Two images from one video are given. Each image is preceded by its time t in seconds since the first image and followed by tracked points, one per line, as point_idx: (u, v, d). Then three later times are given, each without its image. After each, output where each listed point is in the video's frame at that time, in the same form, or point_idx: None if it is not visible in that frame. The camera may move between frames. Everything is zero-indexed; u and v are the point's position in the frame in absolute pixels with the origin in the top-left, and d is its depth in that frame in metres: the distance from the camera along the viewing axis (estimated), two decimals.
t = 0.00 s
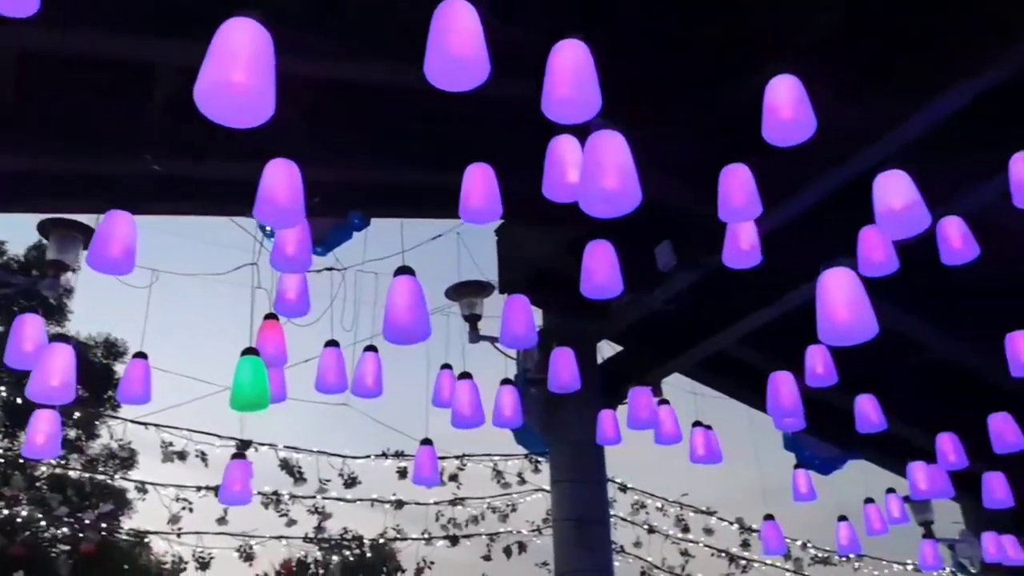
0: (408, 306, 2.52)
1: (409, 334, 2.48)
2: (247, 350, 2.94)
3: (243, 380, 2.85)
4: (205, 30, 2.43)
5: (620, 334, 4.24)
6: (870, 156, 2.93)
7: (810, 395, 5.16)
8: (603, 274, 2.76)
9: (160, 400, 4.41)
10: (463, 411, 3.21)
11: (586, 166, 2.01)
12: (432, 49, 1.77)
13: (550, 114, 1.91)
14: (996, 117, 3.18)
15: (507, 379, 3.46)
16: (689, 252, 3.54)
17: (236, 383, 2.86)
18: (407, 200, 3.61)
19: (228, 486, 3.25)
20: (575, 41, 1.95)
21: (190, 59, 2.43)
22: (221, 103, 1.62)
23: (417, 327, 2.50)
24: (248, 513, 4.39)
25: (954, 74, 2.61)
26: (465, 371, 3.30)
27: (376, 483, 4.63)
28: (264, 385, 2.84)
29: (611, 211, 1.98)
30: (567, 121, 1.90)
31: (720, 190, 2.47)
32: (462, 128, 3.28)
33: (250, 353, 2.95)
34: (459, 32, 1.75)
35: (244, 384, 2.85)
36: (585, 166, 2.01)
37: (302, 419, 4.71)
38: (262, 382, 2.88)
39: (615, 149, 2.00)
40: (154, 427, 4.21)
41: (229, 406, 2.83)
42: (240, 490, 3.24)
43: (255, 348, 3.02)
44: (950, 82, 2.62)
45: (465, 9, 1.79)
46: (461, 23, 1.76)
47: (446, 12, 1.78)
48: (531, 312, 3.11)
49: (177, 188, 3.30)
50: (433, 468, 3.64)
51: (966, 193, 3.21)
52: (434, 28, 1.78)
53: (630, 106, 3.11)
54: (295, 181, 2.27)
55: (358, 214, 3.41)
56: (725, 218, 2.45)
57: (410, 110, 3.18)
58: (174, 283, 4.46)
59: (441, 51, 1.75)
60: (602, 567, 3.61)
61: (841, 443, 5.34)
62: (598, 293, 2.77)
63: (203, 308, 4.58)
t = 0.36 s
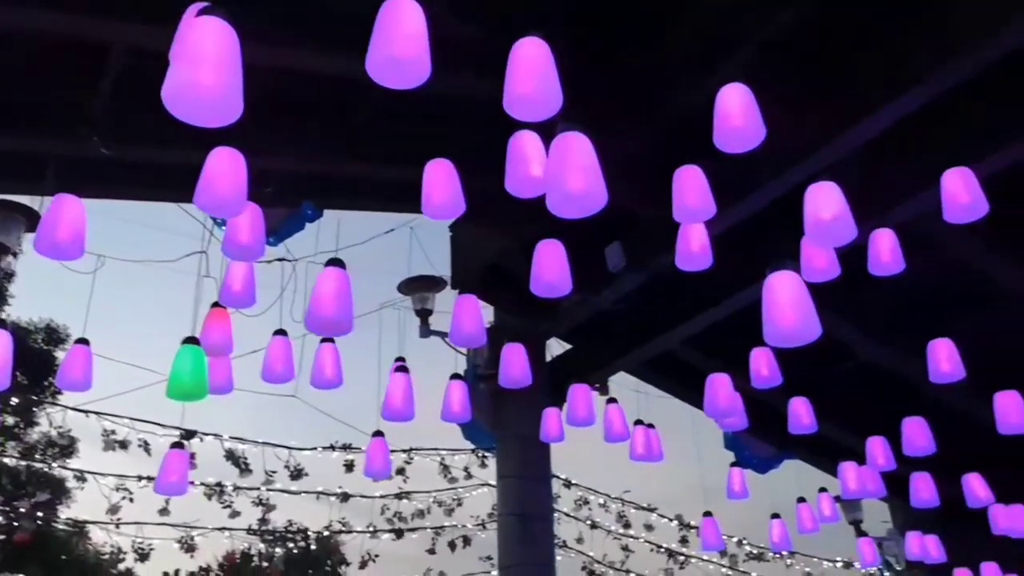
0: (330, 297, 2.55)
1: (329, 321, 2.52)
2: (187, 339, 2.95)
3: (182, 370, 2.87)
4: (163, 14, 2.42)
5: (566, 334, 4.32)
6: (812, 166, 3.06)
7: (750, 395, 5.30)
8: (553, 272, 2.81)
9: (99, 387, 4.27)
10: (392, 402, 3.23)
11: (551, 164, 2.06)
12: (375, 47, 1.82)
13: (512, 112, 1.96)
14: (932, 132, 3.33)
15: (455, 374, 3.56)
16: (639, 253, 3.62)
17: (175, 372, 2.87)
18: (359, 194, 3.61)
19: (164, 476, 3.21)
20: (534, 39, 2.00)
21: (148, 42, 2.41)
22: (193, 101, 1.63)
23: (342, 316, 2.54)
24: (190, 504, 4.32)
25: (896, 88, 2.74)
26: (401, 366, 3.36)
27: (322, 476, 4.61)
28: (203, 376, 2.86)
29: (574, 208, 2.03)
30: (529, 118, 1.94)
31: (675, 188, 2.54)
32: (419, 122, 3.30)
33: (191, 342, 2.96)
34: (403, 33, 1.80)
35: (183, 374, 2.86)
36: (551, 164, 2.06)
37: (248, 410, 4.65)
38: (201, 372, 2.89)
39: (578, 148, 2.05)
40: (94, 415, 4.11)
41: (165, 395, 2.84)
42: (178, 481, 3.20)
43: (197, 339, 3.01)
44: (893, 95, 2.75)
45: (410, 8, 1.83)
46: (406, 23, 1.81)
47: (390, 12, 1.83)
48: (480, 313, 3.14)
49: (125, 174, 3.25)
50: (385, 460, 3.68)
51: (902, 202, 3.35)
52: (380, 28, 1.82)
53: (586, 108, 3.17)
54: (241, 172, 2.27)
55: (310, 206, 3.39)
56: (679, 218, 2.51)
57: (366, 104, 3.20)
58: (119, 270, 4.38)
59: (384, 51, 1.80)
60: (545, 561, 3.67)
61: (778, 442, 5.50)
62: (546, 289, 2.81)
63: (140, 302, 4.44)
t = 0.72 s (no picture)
0: (266, 288, 2.52)
1: (258, 313, 2.50)
2: (118, 324, 2.91)
3: (110, 352, 2.82)
4: None
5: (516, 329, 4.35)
6: (760, 171, 3.15)
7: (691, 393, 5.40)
8: (503, 268, 2.83)
9: (38, 372, 4.16)
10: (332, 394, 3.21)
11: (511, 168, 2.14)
12: (343, 41, 1.81)
13: (474, 111, 1.98)
14: (874, 143, 3.44)
15: (405, 364, 3.57)
16: (591, 251, 3.66)
17: (102, 355, 2.83)
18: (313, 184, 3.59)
19: (103, 463, 3.14)
20: (497, 39, 2.02)
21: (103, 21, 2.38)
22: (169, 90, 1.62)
23: (268, 305, 2.52)
24: (129, 493, 4.28)
25: (843, 97, 2.83)
26: (348, 355, 3.33)
27: (267, 466, 4.58)
28: (129, 361, 2.82)
29: (532, 211, 2.11)
30: (493, 119, 1.96)
31: (625, 186, 2.61)
32: (376, 113, 3.28)
33: (123, 327, 2.92)
34: (373, 28, 1.79)
35: (109, 356, 2.81)
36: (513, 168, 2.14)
37: (193, 397, 4.54)
38: (130, 357, 2.85)
39: (538, 151, 2.14)
40: (32, 400, 3.98)
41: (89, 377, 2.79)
42: (115, 469, 3.13)
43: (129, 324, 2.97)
44: (841, 104, 2.84)
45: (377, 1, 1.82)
46: (375, 18, 1.80)
47: (358, 5, 1.81)
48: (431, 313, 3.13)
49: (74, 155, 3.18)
50: (332, 451, 3.67)
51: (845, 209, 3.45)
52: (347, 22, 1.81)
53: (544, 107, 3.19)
54: (192, 154, 2.21)
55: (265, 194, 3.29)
56: (630, 216, 2.59)
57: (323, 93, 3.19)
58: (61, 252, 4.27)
59: (352, 44, 1.79)
60: (490, 553, 3.71)
61: (717, 439, 5.61)
62: (496, 284, 2.83)
63: (78, 285, 4.30)
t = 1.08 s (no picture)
0: (223, 281, 2.48)
1: (210, 302, 2.45)
2: (61, 305, 2.83)
3: (52, 335, 2.75)
4: None
5: (467, 321, 4.35)
6: (712, 173, 3.21)
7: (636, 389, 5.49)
8: (456, 261, 2.83)
9: None
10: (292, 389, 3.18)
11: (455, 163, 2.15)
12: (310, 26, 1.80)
13: (422, 104, 1.97)
14: (821, 149, 3.54)
15: (354, 355, 3.53)
16: (544, 247, 3.70)
17: (45, 338, 2.76)
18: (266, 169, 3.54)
19: (43, 450, 3.05)
20: (451, 34, 2.02)
21: None
22: (101, 62, 1.61)
23: (229, 294, 2.48)
24: (67, 480, 4.30)
25: (793, 104, 2.91)
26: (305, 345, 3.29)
27: (210, 454, 4.50)
28: (73, 345, 2.76)
29: (477, 206, 2.13)
30: (442, 113, 1.96)
31: (575, 186, 2.63)
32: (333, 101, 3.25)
33: (66, 309, 2.84)
34: (338, 15, 1.78)
35: (52, 339, 2.74)
36: (456, 163, 2.15)
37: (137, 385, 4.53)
38: (73, 339, 2.79)
39: (485, 146, 2.16)
40: None
41: (29, 361, 2.71)
42: (55, 456, 3.04)
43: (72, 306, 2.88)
44: (790, 111, 2.92)
45: None
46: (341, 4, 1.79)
47: None
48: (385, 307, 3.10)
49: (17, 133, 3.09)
50: (273, 440, 3.63)
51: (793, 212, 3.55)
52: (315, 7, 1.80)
53: (501, 102, 3.21)
54: (149, 135, 2.16)
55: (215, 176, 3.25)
56: (579, 216, 2.61)
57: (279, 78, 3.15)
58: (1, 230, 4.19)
59: (316, 30, 1.78)
60: (436, 542, 3.72)
61: (662, 434, 5.69)
62: (449, 278, 2.83)
63: (33, 265, 4.24)
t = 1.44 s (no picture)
0: (193, 264, 2.43)
1: (188, 283, 2.41)
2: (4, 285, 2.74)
3: None
4: None
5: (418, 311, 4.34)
6: (665, 170, 3.25)
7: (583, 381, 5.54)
8: (411, 251, 2.82)
9: None
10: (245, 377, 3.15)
11: (400, 152, 2.15)
12: (253, 6, 1.76)
13: (369, 91, 1.96)
14: (771, 150, 3.61)
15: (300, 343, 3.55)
16: (497, 239, 3.71)
17: None
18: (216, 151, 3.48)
19: None
20: (400, 22, 2.00)
21: None
22: (14, 16, 1.62)
23: (205, 273, 2.44)
24: None
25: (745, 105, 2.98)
26: (263, 331, 3.24)
27: (151, 440, 4.42)
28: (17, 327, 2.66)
29: (426, 194, 2.11)
30: (387, 100, 1.94)
31: (529, 180, 2.64)
32: (288, 84, 3.22)
33: (10, 289, 2.75)
34: None
35: None
36: (401, 153, 2.14)
37: (78, 367, 4.47)
38: (18, 322, 2.69)
39: (429, 135, 2.16)
40: None
41: None
42: None
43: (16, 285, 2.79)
44: (742, 111, 2.99)
45: None
46: None
47: None
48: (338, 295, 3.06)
49: None
50: (215, 427, 3.58)
51: (742, 211, 3.61)
52: None
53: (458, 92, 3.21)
54: (90, 109, 2.09)
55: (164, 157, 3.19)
56: (532, 208, 2.62)
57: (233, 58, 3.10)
58: None
59: (262, 10, 1.75)
60: (382, 531, 3.71)
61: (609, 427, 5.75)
62: (405, 266, 2.81)
63: None
